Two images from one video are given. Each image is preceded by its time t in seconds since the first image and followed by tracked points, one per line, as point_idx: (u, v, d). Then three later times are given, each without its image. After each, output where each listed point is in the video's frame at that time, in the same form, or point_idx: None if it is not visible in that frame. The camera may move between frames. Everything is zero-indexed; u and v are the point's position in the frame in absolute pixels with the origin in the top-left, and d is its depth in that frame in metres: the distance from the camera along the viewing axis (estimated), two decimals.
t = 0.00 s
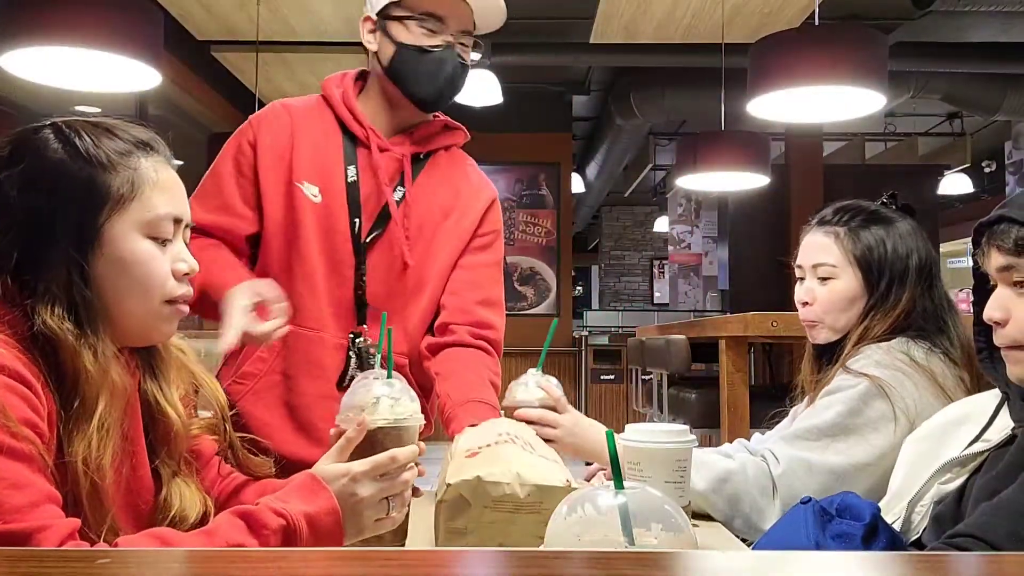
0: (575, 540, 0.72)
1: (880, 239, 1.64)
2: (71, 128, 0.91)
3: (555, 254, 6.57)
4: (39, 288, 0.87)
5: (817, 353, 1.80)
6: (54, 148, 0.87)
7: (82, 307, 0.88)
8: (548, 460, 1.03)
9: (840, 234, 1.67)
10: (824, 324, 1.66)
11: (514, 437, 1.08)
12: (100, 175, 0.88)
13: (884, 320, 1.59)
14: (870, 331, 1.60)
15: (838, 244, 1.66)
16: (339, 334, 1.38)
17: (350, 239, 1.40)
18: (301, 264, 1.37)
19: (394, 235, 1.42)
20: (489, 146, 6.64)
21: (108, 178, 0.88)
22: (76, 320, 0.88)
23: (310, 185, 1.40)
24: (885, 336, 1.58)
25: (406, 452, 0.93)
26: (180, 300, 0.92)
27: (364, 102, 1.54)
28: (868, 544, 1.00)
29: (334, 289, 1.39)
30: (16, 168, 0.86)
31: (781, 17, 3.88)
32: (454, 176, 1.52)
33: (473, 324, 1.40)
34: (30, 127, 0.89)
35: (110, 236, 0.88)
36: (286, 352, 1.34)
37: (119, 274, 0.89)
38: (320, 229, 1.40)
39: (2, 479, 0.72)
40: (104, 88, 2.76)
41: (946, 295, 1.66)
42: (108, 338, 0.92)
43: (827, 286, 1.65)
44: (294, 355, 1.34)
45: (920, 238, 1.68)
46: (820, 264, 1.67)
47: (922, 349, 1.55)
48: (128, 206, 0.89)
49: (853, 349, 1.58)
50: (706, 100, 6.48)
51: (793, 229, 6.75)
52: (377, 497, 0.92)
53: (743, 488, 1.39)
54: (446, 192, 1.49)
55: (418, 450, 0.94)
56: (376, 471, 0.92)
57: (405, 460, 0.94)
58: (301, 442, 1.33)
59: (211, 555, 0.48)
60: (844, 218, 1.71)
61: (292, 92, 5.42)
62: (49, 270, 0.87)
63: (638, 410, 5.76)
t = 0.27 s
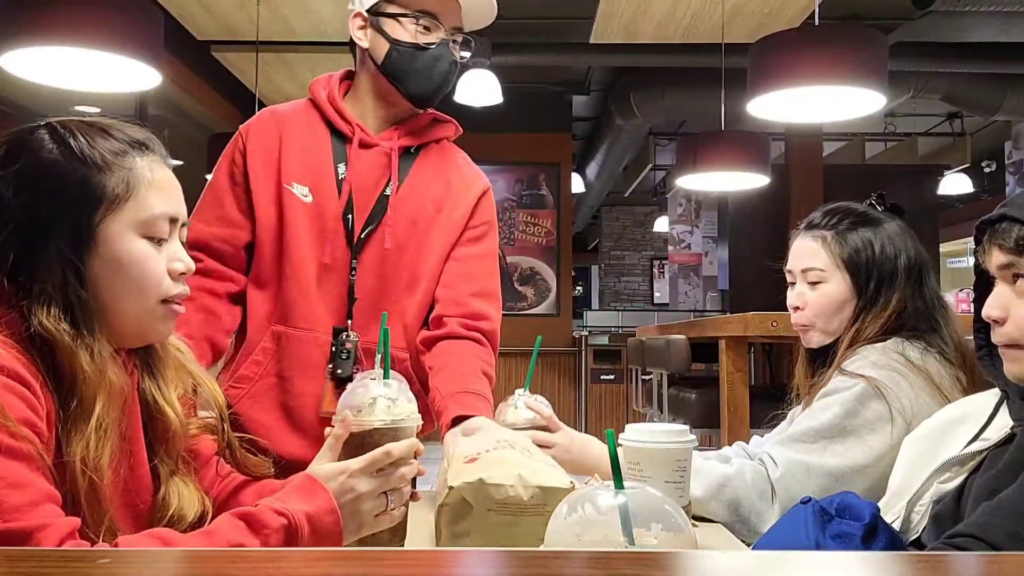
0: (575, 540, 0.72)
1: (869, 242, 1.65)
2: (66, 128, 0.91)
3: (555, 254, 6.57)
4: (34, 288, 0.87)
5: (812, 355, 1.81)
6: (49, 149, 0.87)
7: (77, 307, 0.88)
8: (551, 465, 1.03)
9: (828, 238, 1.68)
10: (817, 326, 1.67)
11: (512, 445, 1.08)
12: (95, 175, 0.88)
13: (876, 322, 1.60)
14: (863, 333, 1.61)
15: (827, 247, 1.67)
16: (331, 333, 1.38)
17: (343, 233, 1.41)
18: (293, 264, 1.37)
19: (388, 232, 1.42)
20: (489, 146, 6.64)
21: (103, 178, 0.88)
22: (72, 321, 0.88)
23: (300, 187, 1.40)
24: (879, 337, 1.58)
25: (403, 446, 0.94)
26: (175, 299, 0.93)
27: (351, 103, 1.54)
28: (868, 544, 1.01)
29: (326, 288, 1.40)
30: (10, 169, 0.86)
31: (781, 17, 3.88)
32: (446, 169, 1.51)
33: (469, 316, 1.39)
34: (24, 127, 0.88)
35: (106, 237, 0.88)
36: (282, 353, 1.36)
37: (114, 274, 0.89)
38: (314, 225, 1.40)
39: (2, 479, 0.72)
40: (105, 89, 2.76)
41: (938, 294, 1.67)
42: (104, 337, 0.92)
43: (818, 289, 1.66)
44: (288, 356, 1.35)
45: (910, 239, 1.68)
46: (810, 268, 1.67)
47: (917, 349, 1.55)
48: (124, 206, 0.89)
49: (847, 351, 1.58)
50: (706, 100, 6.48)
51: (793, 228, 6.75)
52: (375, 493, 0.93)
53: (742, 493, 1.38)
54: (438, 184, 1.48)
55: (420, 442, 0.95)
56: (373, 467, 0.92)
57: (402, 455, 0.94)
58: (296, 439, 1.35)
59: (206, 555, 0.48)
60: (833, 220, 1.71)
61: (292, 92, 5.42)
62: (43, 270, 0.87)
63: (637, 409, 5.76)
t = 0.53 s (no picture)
0: (575, 539, 0.72)
1: (872, 242, 1.65)
2: (70, 129, 0.91)
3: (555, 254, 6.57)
4: (39, 287, 0.87)
5: (813, 356, 1.81)
6: (53, 149, 0.88)
7: (82, 306, 0.89)
8: (551, 465, 1.04)
9: (831, 238, 1.67)
10: (819, 327, 1.67)
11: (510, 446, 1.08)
12: (99, 175, 0.88)
13: (878, 323, 1.60)
14: (865, 334, 1.61)
15: (831, 247, 1.66)
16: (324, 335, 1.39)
17: (325, 233, 1.41)
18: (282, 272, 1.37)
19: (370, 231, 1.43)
20: (489, 146, 6.64)
21: (107, 178, 0.89)
22: (78, 320, 0.89)
23: (277, 195, 1.41)
24: (881, 337, 1.59)
25: (388, 434, 0.93)
26: (179, 298, 0.93)
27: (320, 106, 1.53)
28: (868, 543, 1.01)
29: (316, 290, 1.40)
30: (15, 171, 0.86)
31: (780, 17, 3.88)
32: (423, 159, 1.52)
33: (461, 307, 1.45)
34: (29, 130, 0.89)
35: (110, 236, 0.88)
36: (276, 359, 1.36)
37: (118, 272, 0.89)
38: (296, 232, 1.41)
39: (7, 476, 0.73)
40: (104, 89, 2.76)
41: (940, 292, 1.67)
42: (109, 336, 0.93)
43: (821, 290, 1.66)
44: (286, 360, 1.35)
45: (911, 240, 1.68)
46: (813, 269, 1.67)
47: (920, 349, 1.55)
48: (128, 205, 0.90)
49: (850, 352, 1.58)
50: (706, 100, 6.48)
51: (793, 228, 6.75)
52: (369, 483, 0.92)
53: (743, 495, 1.37)
54: (418, 182, 1.49)
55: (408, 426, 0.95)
56: (364, 458, 0.92)
57: (391, 446, 0.94)
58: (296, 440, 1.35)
59: (206, 555, 0.48)
60: (835, 221, 1.70)
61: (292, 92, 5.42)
62: (47, 269, 0.87)
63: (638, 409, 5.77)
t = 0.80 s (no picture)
0: (574, 539, 0.72)
1: (873, 241, 1.64)
2: (73, 128, 0.91)
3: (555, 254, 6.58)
4: (43, 287, 0.87)
5: (813, 355, 1.81)
6: (54, 149, 0.88)
7: (87, 305, 0.88)
8: (551, 465, 1.04)
9: (833, 237, 1.67)
10: (820, 326, 1.67)
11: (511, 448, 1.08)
12: (102, 174, 0.88)
13: (879, 323, 1.60)
14: (865, 334, 1.61)
15: (832, 246, 1.66)
16: (290, 332, 1.38)
17: (279, 231, 1.40)
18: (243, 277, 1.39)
19: (327, 225, 1.42)
20: (489, 146, 6.64)
21: (110, 176, 0.89)
22: (82, 318, 0.88)
23: (227, 201, 1.40)
24: (881, 338, 1.59)
25: (385, 433, 0.94)
26: (183, 296, 0.92)
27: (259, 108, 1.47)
28: (868, 543, 1.01)
29: (277, 288, 1.40)
30: (19, 172, 0.86)
31: (780, 17, 3.88)
32: (369, 150, 1.52)
33: (423, 289, 1.59)
34: (31, 132, 0.89)
35: (115, 234, 0.88)
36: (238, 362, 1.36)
37: (123, 270, 0.88)
38: (249, 237, 1.40)
39: (9, 476, 0.73)
40: (103, 89, 2.76)
41: (940, 292, 1.67)
42: (113, 336, 0.93)
43: (822, 289, 1.66)
44: (250, 364, 1.37)
45: (913, 240, 1.67)
46: (814, 268, 1.67)
47: (920, 349, 1.56)
48: (132, 203, 0.89)
49: (851, 353, 1.59)
50: (706, 100, 6.48)
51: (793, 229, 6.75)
52: (366, 481, 0.93)
53: (742, 496, 1.38)
54: (366, 179, 1.50)
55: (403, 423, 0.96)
56: (359, 456, 0.93)
57: (387, 444, 0.94)
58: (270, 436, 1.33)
59: (208, 555, 0.48)
60: (837, 220, 1.70)
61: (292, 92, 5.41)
62: (52, 269, 0.87)
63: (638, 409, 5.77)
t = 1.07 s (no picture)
0: (574, 539, 0.72)
1: (869, 242, 1.65)
2: (92, 134, 0.92)
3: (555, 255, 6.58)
4: (66, 290, 0.87)
5: (812, 357, 1.81)
6: (76, 154, 0.88)
7: (110, 309, 0.89)
8: (551, 465, 1.04)
9: (830, 237, 1.67)
10: (816, 326, 1.67)
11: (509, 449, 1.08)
12: (125, 178, 0.89)
13: (876, 323, 1.60)
14: (862, 333, 1.61)
15: (828, 247, 1.66)
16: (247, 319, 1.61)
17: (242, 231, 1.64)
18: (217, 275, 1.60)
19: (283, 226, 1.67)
20: (488, 146, 6.64)
21: (133, 179, 0.90)
22: (105, 322, 0.88)
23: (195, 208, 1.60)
24: (878, 338, 1.58)
25: (355, 411, 0.88)
26: (209, 294, 0.95)
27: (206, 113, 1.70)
28: (868, 543, 1.01)
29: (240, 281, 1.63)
30: (40, 177, 0.86)
31: (780, 16, 3.88)
32: (319, 158, 1.75)
33: (365, 281, 1.81)
34: (51, 140, 0.89)
35: (141, 235, 0.90)
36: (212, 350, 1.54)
37: (151, 269, 0.90)
38: (215, 236, 1.61)
39: (22, 481, 0.73)
40: (104, 89, 2.76)
41: (936, 291, 1.67)
42: (134, 338, 0.93)
43: (819, 289, 1.66)
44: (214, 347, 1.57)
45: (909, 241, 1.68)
46: (810, 268, 1.67)
47: (918, 348, 1.56)
48: (155, 205, 0.91)
49: (849, 353, 1.59)
50: (706, 100, 6.49)
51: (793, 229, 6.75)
52: (340, 455, 0.88)
53: (744, 494, 1.37)
54: (319, 184, 1.73)
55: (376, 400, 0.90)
56: (330, 434, 0.88)
57: (358, 422, 0.88)
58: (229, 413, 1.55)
59: (232, 555, 0.48)
60: (834, 221, 1.71)
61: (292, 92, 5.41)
62: (75, 273, 0.87)
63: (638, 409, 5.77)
